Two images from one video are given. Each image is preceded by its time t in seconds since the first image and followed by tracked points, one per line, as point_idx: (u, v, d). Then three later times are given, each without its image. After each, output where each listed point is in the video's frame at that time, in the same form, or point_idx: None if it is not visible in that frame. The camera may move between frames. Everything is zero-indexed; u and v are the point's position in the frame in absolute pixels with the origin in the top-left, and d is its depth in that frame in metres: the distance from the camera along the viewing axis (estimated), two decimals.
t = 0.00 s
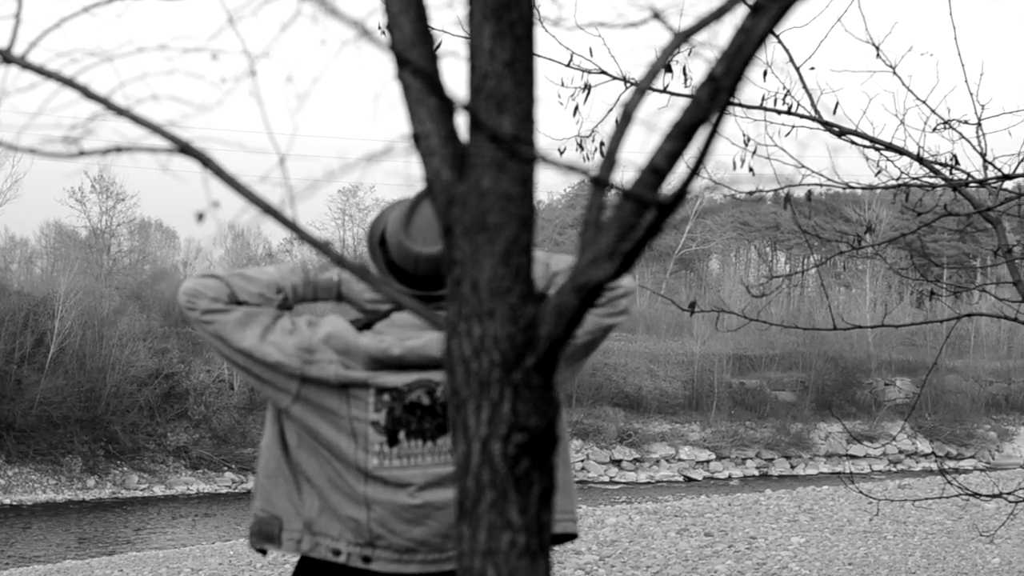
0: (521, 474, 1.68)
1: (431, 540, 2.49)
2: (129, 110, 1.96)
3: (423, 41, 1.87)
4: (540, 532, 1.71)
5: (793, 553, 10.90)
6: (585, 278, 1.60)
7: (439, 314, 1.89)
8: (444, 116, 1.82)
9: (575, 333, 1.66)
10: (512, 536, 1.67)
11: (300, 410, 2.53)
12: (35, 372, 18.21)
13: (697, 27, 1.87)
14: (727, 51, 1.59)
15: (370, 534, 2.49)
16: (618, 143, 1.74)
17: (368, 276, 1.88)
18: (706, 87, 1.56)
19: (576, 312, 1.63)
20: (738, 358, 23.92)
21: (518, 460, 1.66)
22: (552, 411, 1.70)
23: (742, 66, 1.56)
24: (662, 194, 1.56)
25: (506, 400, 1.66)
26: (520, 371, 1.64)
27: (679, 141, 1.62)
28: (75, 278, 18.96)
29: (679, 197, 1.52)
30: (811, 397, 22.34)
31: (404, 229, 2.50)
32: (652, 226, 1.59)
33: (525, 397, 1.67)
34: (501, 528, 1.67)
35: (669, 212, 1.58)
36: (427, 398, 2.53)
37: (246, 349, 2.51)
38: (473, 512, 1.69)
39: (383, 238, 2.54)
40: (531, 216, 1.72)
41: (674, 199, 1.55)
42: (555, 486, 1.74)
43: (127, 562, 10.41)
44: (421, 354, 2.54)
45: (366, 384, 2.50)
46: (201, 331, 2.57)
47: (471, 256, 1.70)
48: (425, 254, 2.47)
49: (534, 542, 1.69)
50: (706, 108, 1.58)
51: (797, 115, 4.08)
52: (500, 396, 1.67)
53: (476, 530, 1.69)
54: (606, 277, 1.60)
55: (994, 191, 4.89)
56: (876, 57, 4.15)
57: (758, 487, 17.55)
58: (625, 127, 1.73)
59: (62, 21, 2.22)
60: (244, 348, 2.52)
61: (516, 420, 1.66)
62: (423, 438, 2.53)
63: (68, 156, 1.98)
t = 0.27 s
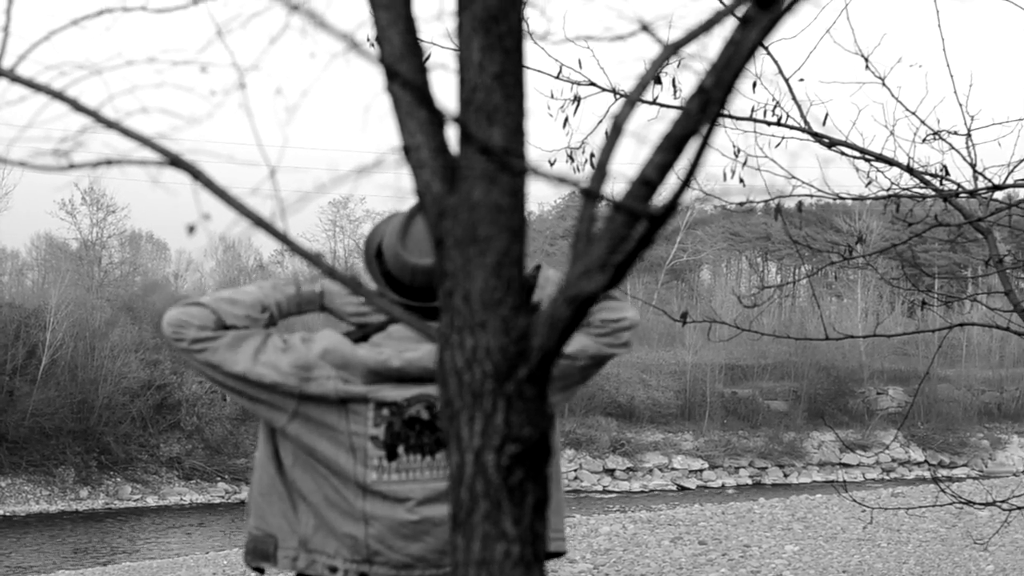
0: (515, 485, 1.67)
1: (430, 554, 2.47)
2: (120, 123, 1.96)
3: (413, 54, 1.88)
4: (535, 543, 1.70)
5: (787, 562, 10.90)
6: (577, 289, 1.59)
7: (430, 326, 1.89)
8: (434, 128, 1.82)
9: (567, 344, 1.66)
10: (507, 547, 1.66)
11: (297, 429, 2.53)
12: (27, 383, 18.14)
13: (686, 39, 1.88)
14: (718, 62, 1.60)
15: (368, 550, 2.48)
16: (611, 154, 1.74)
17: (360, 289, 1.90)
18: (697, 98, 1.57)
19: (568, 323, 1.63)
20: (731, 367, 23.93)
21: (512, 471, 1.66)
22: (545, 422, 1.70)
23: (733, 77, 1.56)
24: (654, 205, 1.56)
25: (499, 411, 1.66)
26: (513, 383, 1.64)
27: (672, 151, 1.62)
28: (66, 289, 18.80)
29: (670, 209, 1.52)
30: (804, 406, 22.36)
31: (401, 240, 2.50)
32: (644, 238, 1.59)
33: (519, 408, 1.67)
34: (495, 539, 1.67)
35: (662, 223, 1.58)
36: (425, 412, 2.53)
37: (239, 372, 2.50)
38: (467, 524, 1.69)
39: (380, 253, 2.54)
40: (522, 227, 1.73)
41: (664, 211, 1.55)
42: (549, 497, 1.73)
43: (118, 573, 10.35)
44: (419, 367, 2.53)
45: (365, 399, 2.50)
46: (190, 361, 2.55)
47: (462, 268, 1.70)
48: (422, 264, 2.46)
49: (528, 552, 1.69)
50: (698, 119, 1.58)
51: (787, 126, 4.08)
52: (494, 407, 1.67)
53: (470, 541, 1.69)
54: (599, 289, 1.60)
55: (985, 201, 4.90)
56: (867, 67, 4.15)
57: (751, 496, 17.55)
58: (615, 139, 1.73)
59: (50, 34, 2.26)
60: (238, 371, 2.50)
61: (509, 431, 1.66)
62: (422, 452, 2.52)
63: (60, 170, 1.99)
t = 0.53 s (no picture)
0: (506, 491, 1.67)
1: None
2: (112, 128, 1.96)
3: (407, 59, 1.88)
4: (526, 549, 1.70)
5: (777, 567, 10.91)
6: (569, 295, 1.60)
7: (423, 331, 1.89)
8: (427, 134, 1.82)
9: (559, 351, 1.66)
10: (497, 554, 1.66)
11: (288, 450, 2.42)
12: (17, 387, 18.09)
13: (680, 45, 1.89)
14: (712, 68, 1.61)
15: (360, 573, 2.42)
16: (603, 159, 1.75)
17: (353, 295, 1.91)
18: (690, 104, 1.57)
19: (560, 329, 1.63)
20: (722, 373, 23.97)
21: (503, 477, 1.66)
22: (536, 429, 1.70)
23: (726, 85, 1.58)
24: (646, 212, 1.57)
25: (490, 418, 1.66)
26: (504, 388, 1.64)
27: (665, 158, 1.63)
28: (57, 294, 19.00)
29: (662, 214, 1.53)
30: (794, 412, 22.39)
31: (392, 244, 2.45)
32: (637, 244, 1.60)
33: (510, 414, 1.67)
34: (485, 545, 1.67)
35: (655, 229, 1.59)
36: (418, 428, 2.45)
37: (229, 401, 2.35)
38: (458, 530, 1.69)
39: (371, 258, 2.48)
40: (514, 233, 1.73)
41: (658, 216, 1.56)
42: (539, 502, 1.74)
43: None
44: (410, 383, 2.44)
45: (358, 416, 2.42)
46: (174, 399, 2.36)
47: (454, 273, 1.70)
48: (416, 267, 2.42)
49: (520, 559, 1.69)
50: (690, 126, 1.59)
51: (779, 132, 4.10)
52: (484, 413, 1.67)
53: (461, 546, 1.69)
54: (591, 295, 1.60)
55: (977, 207, 4.91)
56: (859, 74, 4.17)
57: (741, 501, 17.57)
58: (608, 145, 1.74)
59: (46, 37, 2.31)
60: (231, 401, 2.35)
61: (500, 437, 1.66)
62: (414, 469, 2.45)
63: (51, 175, 1.98)
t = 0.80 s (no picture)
0: (506, 493, 1.67)
1: None
2: (111, 130, 1.95)
3: (404, 62, 1.87)
4: (526, 552, 1.70)
5: (775, 569, 10.92)
6: (568, 299, 1.59)
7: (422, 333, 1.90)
8: (425, 137, 1.82)
9: (558, 353, 1.66)
10: (496, 556, 1.66)
11: (287, 472, 2.12)
12: (15, 390, 18.14)
13: (679, 48, 1.88)
14: (712, 71, 1.60)
15: None
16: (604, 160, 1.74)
17: (353, 298, 1.92)
18: (689, 109, 1.57)
19: (558, 331, 1.62)
20: (719, 375, 24.00)
21: (503, 479, 1.66)
22: (535, 431, 1.70)
23: (725, 87, 1.57)
24: (645, 216, 1.57)
25: (490, 420, 1.66)
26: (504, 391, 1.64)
27: (665, 159, 1.62)
28: (54, 296, 18.83)
29: (662, 218, 1.53)
30: (792, 413, 22.42)
31: (388, 245, 2.40)
32: (635, 247, 1.59)
33: (510, 416, 1.67)
34: (485, 547, 1.66)
35: (653, 234, 1.59)
36: (419, 451, 2.14)
37: (231, 420, 2.06)
38: (457, 532, 1.69)
39: (372, 262, 2.43)
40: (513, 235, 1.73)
41: (656, 219, 1.56)
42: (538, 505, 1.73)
43: None
44: (410, 400, 2.12)
45: (358, 438, 2.11)
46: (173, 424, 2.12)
47: (453, 276, 1.70)
48: (415, 267, 2.35)
49: (519, 561, 1.68)
50: (689, 129, 1.59)
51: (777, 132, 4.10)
52: (484, 416, 1.67)
53: (460, 550, 1.69)
54: (590, 298, 1.59)
55: (974, 210, 4.92)
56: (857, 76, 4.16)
57: (738, 503, 17.59)
58: (607, 147, 1.73)
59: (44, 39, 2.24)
60: (233, 426, 2.07)
61: (499, 439, 1.66)
62: (414, 492, 2.15)
63: (48, 178, 1.97)
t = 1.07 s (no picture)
0: (500, 503, 1.67)
1: None
2: (107, 136, 1.94)
3: (403, 68, 1.87)
4: (520, 561, 1.69)
5: None
6: (565, 305, 1.58)
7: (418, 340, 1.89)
8: (423, 143, 1.82)
9: (554, 361, 1.66)
10: (491, 565, 1.66)
11: (281, 476, 2.11)
12: (8, 397, 18.11)
13: (677, 53, 1.89)
14: (709, 77, 1.61)
15: None
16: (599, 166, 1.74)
17: (347, 305, 1.91)
18: (687, 114, 1.57)
19: (555, 339, 1.62)
20: (713, 382, 23.99)
21: (498, 488, 1.66)
22: (531, 439, 1.70)
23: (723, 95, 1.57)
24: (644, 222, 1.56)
25: (485, 428, 1.66)
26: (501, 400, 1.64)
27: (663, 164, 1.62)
28: (47, 303, 18.80)
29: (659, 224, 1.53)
30: (785, 420, 22.41)
31: (383, 252, 2.37)
32: (632, 255, 1.59)
33: (504, 426, 1.67)
34: (479, 557, 1.66)
35: (651, 240, 1.59)
36: (412, 458, 2.14)
37: (226, 425, 2.02)
38: (452, 541, 1.68)
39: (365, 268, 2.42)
40: (510, 242, 1.73)
41: (655, 226, 1.56)
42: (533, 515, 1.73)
43: None
44: (404, 406, 2.10)
45: (352, 445, 2.09)
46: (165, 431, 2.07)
47: (450, 283, 1.70)
48: (411, 275, 2.33)
49: (514, 570, 1.68)
50: (686, 135, 1.59)
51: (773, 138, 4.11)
52: (479, 425, 1.67)
53: (455, 558, 1.68)
54: (586, 305, 1.59)
55: (969, 214, 4.93)
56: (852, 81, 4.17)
57: (731, 510, 17.61)
58: (605, 154, 1.73)
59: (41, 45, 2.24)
60: (230, 434, 2.03)
61: (495, 448, 1.66)
62: (408, 499, 2.14)
63: (46, 184, 1.97)
